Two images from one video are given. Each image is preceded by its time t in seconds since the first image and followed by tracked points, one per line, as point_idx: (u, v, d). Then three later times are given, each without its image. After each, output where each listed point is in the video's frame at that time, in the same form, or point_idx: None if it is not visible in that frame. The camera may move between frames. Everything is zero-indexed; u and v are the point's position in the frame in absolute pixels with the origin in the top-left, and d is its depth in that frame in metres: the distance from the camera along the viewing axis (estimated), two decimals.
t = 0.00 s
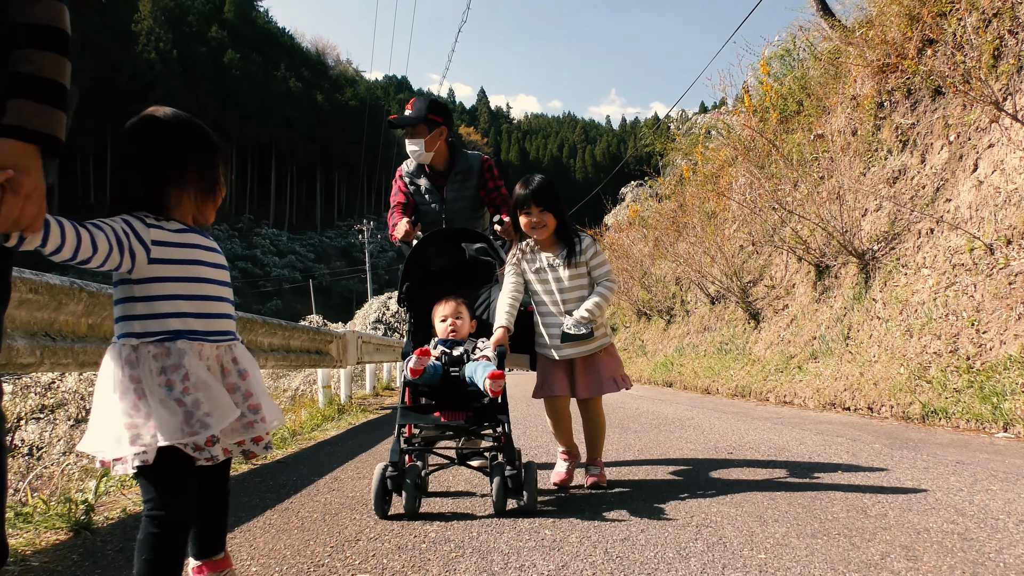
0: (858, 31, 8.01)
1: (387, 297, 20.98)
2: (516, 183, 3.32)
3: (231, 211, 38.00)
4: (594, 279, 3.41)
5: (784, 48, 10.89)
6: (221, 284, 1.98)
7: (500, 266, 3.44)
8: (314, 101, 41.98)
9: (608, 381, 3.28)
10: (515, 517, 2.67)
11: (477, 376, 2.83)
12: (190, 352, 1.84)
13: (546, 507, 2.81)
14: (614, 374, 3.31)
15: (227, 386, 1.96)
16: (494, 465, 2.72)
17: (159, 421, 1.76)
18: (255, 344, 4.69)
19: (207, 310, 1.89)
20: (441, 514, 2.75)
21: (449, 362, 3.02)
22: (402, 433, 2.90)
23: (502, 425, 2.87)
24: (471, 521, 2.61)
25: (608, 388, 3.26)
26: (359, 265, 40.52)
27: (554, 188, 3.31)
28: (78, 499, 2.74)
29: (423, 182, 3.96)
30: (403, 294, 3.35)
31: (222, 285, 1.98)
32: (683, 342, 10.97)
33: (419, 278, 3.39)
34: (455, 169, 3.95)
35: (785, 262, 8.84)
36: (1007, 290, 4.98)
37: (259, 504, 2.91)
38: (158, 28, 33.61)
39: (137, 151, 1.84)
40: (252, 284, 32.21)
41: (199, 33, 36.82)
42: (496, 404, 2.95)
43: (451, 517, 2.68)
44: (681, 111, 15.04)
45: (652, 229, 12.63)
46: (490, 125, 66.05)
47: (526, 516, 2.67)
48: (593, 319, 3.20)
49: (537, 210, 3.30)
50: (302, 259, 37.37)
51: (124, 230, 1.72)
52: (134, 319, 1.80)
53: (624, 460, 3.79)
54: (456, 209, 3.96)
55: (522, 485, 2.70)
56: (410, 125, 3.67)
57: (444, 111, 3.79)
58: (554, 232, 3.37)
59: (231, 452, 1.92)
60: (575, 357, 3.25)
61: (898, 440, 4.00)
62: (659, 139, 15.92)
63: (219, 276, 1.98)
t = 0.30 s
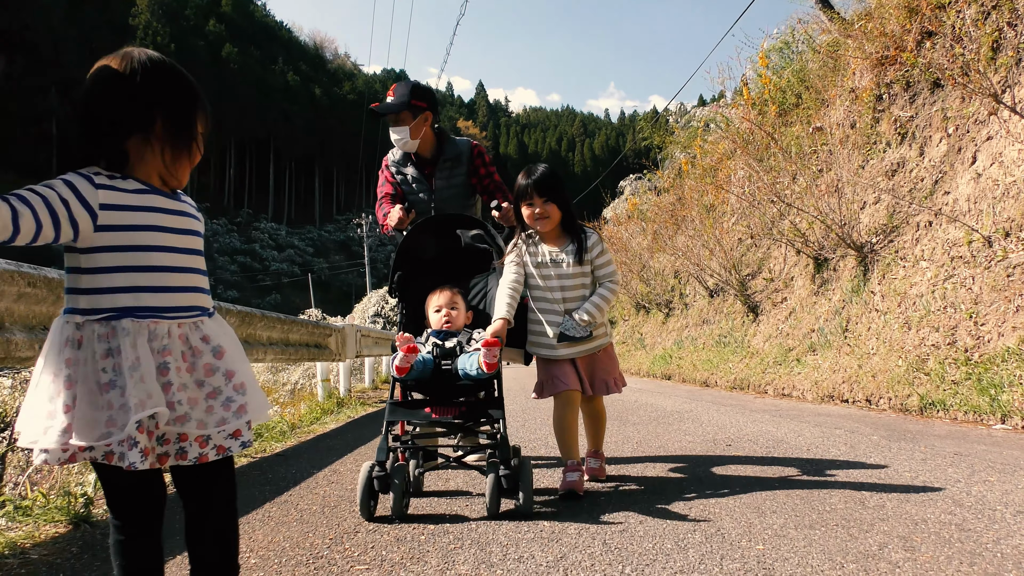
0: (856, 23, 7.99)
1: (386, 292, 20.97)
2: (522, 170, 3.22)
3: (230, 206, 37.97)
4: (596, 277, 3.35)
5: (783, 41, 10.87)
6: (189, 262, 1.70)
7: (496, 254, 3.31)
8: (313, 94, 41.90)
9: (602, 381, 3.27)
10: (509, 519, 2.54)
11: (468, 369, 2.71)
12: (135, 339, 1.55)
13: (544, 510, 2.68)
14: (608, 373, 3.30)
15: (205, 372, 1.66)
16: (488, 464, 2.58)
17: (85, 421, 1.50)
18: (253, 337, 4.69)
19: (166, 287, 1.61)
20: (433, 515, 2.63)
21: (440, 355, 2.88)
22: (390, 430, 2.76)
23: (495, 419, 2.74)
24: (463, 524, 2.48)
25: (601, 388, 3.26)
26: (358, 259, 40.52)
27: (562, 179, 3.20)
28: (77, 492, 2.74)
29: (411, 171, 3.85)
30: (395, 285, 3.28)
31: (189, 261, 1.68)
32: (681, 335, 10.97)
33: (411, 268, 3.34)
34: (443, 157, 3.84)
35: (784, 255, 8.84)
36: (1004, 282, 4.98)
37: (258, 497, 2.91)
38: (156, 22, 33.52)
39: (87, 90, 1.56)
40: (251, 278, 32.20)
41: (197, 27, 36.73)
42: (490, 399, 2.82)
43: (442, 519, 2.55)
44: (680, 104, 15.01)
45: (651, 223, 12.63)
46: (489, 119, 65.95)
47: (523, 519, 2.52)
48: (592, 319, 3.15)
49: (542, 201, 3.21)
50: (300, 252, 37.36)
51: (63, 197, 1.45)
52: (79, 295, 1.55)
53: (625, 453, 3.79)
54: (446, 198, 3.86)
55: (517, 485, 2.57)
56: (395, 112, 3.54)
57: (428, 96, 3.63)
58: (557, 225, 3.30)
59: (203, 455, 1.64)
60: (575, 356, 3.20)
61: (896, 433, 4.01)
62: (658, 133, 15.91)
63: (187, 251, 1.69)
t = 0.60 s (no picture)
0: (855, 8, 7.95)
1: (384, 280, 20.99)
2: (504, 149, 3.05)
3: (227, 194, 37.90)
4: (595, 254, 3.21)
5: (782, 26, 10.82)
6: (151, 234, 1.50)
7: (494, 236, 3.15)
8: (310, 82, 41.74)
9: (603, 364, 3.09)
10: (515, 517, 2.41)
11: (472, 355, 2.58)
12: (53, 315, 1.32)
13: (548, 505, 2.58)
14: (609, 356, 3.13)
15: (132, 369, 1.38)
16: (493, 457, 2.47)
17: None
18: (252, 325, 4.68)
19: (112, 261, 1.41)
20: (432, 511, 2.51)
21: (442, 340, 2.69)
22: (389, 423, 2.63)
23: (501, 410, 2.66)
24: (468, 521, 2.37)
25: (602, 372, 3.08)
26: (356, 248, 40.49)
27: (548, 153, 3.03)
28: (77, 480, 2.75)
29: (392, 147, 3.50)
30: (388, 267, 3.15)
31: (149, 234, 1.48)
32: (680, 322, 10.98)
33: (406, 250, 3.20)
34: (427, 132, 3.57)
35: (782, 242, 8.84)
36: (1002, 268, 4.98)
37: (257, 484, 2.92)
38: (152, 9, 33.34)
39: (52, 59, 1.43)
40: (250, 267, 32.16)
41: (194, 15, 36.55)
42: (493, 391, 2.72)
43: (443, 516, 2.44)
44: (678, 90, 14.96)
45: (649, 209, 12.62)
46: (487, 106, 65.77)
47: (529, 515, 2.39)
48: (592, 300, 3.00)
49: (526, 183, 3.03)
50: (299, 241, 37.33)
51: None
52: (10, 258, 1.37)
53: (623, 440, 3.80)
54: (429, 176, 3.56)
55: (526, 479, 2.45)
56: (373, 86, 3.28)
57: (410, 68, 3.37)
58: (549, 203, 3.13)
59: (99, 469, 1.32)
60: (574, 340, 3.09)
61: (893, 418, 4.02)
62: (657, 119, 15.87)
63: (151, 224, 1.50)
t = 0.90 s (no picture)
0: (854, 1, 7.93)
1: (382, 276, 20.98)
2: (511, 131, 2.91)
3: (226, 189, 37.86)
4: (603, 245, 2.99)
5: (780, 19, 10.79)
6: (64, 219, 1.37)
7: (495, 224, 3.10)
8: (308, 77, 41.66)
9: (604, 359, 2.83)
10: (525, 520, 2.31)
11: (479, 350, 2.54)
12: None
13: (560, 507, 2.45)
14: (613, 353, 2.85)
15: (50, 376, 1.27)
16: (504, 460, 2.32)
17: None
18: (251, 321, 4.69)
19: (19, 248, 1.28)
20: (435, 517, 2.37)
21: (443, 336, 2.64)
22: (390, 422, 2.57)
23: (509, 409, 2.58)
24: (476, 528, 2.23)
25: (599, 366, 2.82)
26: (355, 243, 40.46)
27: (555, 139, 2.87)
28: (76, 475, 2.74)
29: (387, 134, 3.52)
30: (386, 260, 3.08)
31: (57, 217, 1.35)
32: (680, 316, 10.97)
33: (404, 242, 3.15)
34: (425, 119, 3.53)
35: (781, 235, 8.84)
36: (1001, 261, 4.99)
37: (257, 479, 2.93)
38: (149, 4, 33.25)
39: None
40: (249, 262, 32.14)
41: (191, 9, 36.46)
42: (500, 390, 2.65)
43: (447, 522, 2.31)
44: (677, 84, 14.92)
45: (648, 204, 12.61)
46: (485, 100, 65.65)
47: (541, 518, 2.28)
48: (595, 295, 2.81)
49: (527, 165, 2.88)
50: (297, 236, 37.31)
51: None
52: None
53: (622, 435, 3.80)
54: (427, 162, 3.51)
55: (538, 483, 2.32)
56: (377, 69, 3.23)
57: (414, 52, 3.35)
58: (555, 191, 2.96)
59: (40, 488, 1.23)
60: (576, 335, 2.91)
61: (892, 412, 4.03)
62: (655, 113, 15.84)
63: (64, 207, 1.38)
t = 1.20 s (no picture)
0: None
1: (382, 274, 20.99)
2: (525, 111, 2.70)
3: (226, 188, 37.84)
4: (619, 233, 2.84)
5: (780, 15, 10.78)
6: None
7: (498, 212, 2.78)
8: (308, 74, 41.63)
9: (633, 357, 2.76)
10: (530, 530, 2.18)
11: (476, 346, 2.33)
12: None
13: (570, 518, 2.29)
14: (637, 347, 2.78)
15: None
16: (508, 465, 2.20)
17: None
18: (251, 318, 4.69)
19: None
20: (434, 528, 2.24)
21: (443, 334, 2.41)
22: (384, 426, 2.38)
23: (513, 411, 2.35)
24: (477, 536, 2.13)
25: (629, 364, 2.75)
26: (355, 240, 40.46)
27: (573, 120, 2.70)
28: (77, 472, 2.74)
29: (392, 117, 3.36)
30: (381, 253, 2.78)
31: None
32: (679, 313, 10.97)
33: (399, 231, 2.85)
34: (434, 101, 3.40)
35: (781, 232, 8.84)
36: (1001, 257, 4.99)
37: (258, 477, 2.93)
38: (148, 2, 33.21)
39: None
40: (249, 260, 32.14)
41: (191, 7, 36.42)
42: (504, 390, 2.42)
43: (448, 531, 2.19)
44: (676, 81, 14.91)
45: (648, 200, 12.60)
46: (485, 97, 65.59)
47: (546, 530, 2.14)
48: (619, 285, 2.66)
49: (548, 145, 2.68)
50: (297, 234, 37.31)
51: None
52: None
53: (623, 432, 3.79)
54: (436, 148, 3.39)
55: (544, 490, 2.17)
56: (397, 36, 3.13)
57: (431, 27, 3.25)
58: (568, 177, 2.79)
59: None
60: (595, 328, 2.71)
61: (893, 408, 4.03)
62: (655, 110, 15.83)
63: None
